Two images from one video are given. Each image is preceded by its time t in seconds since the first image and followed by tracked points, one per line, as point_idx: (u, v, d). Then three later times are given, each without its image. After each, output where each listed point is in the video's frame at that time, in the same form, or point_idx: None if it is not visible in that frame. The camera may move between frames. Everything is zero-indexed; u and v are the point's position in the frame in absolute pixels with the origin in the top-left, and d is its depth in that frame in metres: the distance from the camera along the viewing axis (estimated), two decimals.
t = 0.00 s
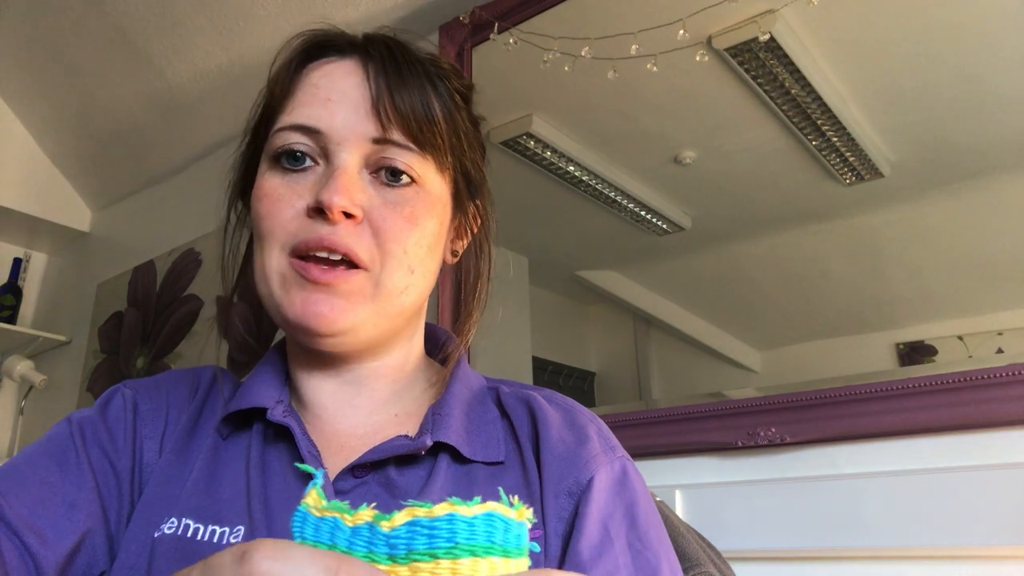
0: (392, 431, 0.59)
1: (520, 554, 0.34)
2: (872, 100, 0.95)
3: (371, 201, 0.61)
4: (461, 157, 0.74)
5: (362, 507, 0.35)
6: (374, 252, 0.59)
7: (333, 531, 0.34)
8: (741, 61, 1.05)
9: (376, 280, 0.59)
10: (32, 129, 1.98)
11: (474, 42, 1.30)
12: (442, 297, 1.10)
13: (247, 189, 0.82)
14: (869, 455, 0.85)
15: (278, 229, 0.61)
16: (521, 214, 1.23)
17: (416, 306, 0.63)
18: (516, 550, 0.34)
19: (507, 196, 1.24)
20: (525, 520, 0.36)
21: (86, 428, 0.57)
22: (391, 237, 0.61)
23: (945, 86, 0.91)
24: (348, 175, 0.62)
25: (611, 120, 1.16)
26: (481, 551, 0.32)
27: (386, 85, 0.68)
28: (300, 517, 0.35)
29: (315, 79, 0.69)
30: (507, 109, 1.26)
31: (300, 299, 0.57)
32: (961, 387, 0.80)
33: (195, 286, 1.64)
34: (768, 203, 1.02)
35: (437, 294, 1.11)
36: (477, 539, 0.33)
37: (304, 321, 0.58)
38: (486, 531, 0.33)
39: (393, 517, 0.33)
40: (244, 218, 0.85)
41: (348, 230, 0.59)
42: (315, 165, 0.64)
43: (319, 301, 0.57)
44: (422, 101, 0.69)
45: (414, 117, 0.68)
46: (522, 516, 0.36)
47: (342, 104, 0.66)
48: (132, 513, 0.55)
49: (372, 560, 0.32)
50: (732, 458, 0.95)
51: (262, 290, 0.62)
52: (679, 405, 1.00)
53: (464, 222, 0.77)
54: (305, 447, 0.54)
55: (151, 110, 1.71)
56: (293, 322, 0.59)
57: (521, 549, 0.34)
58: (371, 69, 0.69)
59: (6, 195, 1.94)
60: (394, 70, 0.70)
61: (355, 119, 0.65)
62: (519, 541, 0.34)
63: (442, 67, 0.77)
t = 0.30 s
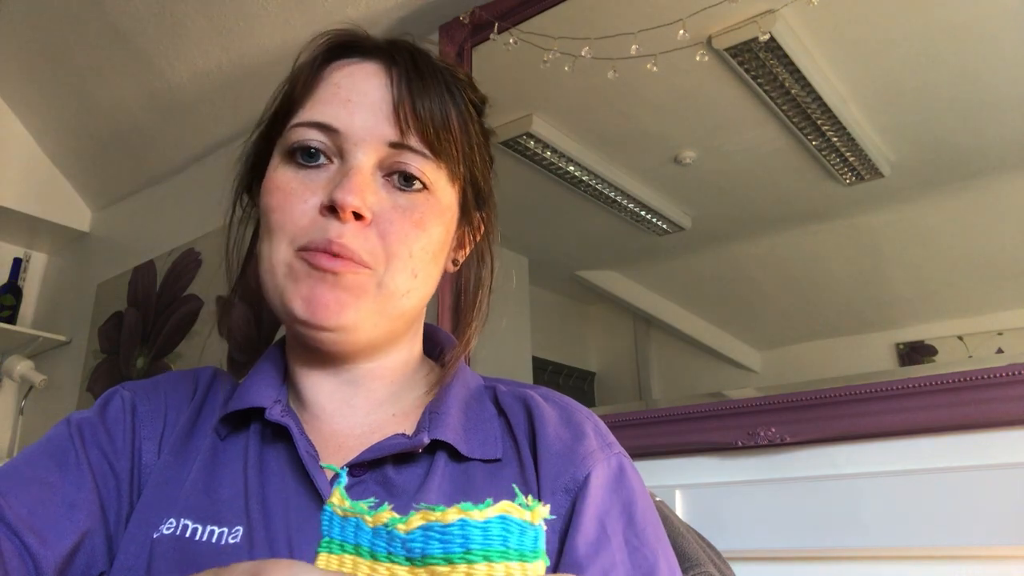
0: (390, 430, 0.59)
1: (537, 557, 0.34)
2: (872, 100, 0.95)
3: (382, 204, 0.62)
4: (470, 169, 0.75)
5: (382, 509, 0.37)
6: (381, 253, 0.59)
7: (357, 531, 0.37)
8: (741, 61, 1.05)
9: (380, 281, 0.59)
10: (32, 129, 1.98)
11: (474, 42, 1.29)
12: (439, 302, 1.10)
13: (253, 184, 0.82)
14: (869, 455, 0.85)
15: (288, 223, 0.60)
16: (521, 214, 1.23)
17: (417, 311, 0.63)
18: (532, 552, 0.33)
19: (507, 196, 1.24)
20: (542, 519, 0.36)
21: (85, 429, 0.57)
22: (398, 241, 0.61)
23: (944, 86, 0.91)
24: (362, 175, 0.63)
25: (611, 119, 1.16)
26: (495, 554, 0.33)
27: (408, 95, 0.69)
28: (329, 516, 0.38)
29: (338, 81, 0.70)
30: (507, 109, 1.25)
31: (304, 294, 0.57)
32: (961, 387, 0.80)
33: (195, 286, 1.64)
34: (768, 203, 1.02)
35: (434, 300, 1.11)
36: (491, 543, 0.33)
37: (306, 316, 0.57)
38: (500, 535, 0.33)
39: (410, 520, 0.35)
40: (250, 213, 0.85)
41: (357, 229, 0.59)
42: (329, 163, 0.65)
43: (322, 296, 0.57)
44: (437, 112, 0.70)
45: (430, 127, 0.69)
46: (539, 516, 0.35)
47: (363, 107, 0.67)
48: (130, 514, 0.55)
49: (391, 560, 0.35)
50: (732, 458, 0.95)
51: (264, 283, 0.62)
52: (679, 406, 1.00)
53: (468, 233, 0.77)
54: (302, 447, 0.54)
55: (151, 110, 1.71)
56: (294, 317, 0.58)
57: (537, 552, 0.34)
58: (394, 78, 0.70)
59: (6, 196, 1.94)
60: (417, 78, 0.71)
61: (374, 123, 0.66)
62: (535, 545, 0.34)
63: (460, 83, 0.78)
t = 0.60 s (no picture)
0: (391, 431, 0.59)
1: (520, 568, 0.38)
2: (871, 100, 0.95)
3: (386, 200, 0.62)
4: (472, 166, 0.75)
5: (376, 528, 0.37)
6: (385, 249, 0.59)
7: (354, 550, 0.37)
8: (741, 61, 1.05)
9: (384, 277, 0.59)
10: (32, 129, 1.98)
11: (474, 42, 1.29)
12: (438, 304, 1.10)
13: (256, 182, 0.82)
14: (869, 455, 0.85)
15: (292, 219, 0.60)
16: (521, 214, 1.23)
17: (420, 308, 0.63)
18: None
19: (507, 196, 1.24)
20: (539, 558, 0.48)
21: (85, 428, 0.57)
22: (402, 237, 0.61)
23: (944, 86, 0.91)
24: (367, 170, 0.63)
25: (611, 119, 1.16)
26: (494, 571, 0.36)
27: (411, 92, 0.69)
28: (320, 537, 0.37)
29: (342, 77, 0.71)
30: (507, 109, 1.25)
31: (308, 290, 0.57)
32: (961, 387, 0.80)
33: (195, 286, 1.64)
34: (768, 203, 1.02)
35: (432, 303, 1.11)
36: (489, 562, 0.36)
37: (311, 313, 0.57)
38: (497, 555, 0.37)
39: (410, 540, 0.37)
40: (252, 210, 0.85)
41: (362, 225, 0.59)
42: (334, 159, 0.65)
43: (327, 292, 0.57)
44: (440, 109, 0.71)
45: (433, 124, 0.69)
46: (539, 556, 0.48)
47: (367, 103, 0.67)
48: (131, 514, 0.55)
49: None
50: (732, 458, 0.95)
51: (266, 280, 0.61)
52: (679, 406, 1.00)
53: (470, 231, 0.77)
54: (303, 447, 0.54)
55: (151, 110, 1.71)
56: (298, 313, 0.58)
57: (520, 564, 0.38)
58: (397, 75, 0.70)
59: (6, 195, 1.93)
60: (420, 76, 0.72)
61: (378, 118, 0.66)
62: None
63: (461, 81, 0.78)
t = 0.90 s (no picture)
0: (391, 431, 0.59)
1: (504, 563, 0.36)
2: (871, 101, 0.95)
3: (403, 212, 0.62)
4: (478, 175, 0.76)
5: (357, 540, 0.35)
6: (402, 262, 0.60)
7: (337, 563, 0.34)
8: (741, 61, 1.05)
9: (400, 289, 0.60)
10: (32, 129, 1.98)
11: (474, 42, 1.29)
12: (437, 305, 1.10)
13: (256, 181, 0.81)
14: (869, 455, 0.85)
15: (307, 227, 0.60)
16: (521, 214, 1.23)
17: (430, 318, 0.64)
18: (500, 564, 0.42)
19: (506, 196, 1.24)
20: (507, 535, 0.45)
21: (86, 428, 0.57)
22: (419, 250, 0.61)
23: (943, 86, 0.91)
24: (384, 181, 0.63)
25: (611, 119, 1.16)
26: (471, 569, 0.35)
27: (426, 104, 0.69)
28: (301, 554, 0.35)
29: (356, 84, 0.70)
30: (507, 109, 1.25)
31: (325, 300, 0.57)
32: (961, 387, 0.80)
33: (195, 286, 1.64)
34: (768, 203, 1.02)
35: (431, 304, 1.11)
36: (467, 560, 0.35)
37: (326, 322, 0.58)
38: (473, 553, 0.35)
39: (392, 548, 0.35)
40: (252, 208, 0.84)
41: (382, 238, 0.59)
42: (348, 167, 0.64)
43: (343, 303, 0.57)
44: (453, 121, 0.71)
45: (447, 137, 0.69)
46: (503, 533, 0.44)
47: (383, 112, 0.67)
48: (131, 514, 0.55)
49: None
50: (732, 458, 0.95)
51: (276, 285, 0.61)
52: (679, 406, 1.00)
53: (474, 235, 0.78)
54: (303, 447, 0.54)
55: (151, 110, 1.71)
56: (312, 322, 0.58)
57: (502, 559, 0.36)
58: (413, 86, 0.71)
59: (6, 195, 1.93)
60: (434, 88, 0.72)
61: (394, 129, 0.66)
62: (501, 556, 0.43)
63: (468, 89, 0.79)
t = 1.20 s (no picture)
0: (392, 430, 0.59)
1: (511, 556, 0.47)
2: (871, 101, 0.95)
3: (419, 221, 0.62)
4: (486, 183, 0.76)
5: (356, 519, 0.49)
6: (417, 271, 0.60)
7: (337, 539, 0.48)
8: (741, 60, 1.05)
9: (414, 297, 0.60)
10: (32, 128, 1.98)
11: (474, 42, 1.29)
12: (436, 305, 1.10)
13: (259, 179, 0.81)
14: (868, 455, 0.85)
15: (322, 230, 0.60)
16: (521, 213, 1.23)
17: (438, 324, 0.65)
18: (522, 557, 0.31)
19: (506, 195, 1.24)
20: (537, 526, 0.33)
21: (85, 429, 0.57)
22: (432, 259, 0.62)
23: (943, 86, 0.91)
24: (401, 189, 0.63)
25: (611, 119, 1.16)
26: (472, 557, 0.46)
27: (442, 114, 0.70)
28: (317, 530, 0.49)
29: (374, 88, 0.70)
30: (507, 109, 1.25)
31: (339, 305, 0.57)
32: (960, 387, 0.80)
33: (195, 286, 1.64)
34: (768, 203, 1.02)
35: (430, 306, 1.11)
36: (468, 547, 0.47)
37: (340, 326, 0.58)
38: (476, 541, 0.47)
39: (388, 530, 0.48)
40: (255, 208, 0.84)
41: (398, 246, 0.59)
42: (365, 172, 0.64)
43: (357, 309, 0.58)
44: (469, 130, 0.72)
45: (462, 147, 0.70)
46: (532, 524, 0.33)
47: (401, 119, 0.67)
48: (131, 515, 0.55)
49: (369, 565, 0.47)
50: (732, 458, 0.95)
51: (286, 284, 0.61)
52: (679, 406, 1.00)
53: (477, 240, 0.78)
54: (303, 447, 0.54)
55: (151, 110, 1.71)
56: (325, 326, 0.58)
57: (510, 551, 0.47)
58: (430, 94, 0.71)
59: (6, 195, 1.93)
60: (450, 98, 0.72)
61: (412, 137, 0.66)
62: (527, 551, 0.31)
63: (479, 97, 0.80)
